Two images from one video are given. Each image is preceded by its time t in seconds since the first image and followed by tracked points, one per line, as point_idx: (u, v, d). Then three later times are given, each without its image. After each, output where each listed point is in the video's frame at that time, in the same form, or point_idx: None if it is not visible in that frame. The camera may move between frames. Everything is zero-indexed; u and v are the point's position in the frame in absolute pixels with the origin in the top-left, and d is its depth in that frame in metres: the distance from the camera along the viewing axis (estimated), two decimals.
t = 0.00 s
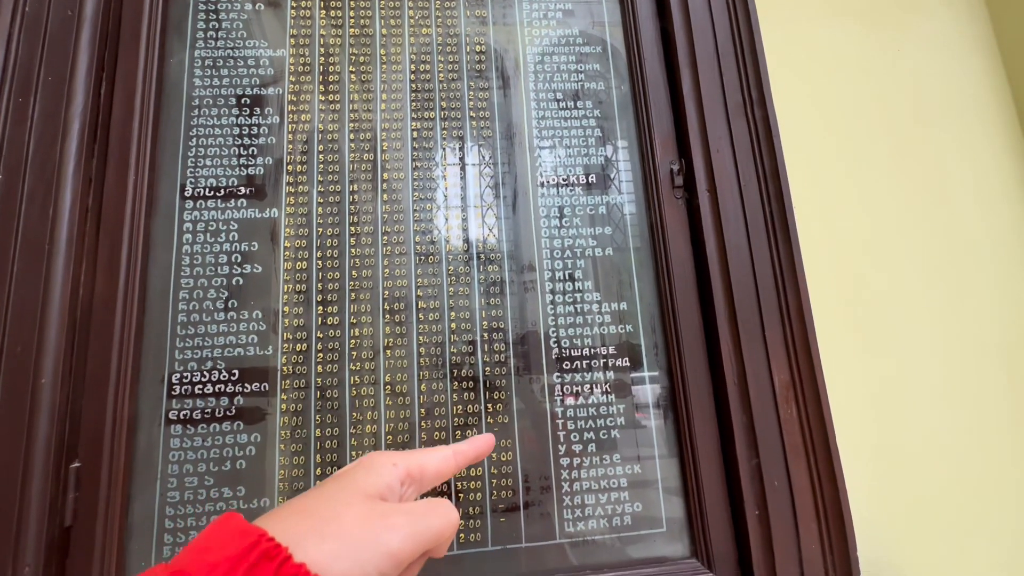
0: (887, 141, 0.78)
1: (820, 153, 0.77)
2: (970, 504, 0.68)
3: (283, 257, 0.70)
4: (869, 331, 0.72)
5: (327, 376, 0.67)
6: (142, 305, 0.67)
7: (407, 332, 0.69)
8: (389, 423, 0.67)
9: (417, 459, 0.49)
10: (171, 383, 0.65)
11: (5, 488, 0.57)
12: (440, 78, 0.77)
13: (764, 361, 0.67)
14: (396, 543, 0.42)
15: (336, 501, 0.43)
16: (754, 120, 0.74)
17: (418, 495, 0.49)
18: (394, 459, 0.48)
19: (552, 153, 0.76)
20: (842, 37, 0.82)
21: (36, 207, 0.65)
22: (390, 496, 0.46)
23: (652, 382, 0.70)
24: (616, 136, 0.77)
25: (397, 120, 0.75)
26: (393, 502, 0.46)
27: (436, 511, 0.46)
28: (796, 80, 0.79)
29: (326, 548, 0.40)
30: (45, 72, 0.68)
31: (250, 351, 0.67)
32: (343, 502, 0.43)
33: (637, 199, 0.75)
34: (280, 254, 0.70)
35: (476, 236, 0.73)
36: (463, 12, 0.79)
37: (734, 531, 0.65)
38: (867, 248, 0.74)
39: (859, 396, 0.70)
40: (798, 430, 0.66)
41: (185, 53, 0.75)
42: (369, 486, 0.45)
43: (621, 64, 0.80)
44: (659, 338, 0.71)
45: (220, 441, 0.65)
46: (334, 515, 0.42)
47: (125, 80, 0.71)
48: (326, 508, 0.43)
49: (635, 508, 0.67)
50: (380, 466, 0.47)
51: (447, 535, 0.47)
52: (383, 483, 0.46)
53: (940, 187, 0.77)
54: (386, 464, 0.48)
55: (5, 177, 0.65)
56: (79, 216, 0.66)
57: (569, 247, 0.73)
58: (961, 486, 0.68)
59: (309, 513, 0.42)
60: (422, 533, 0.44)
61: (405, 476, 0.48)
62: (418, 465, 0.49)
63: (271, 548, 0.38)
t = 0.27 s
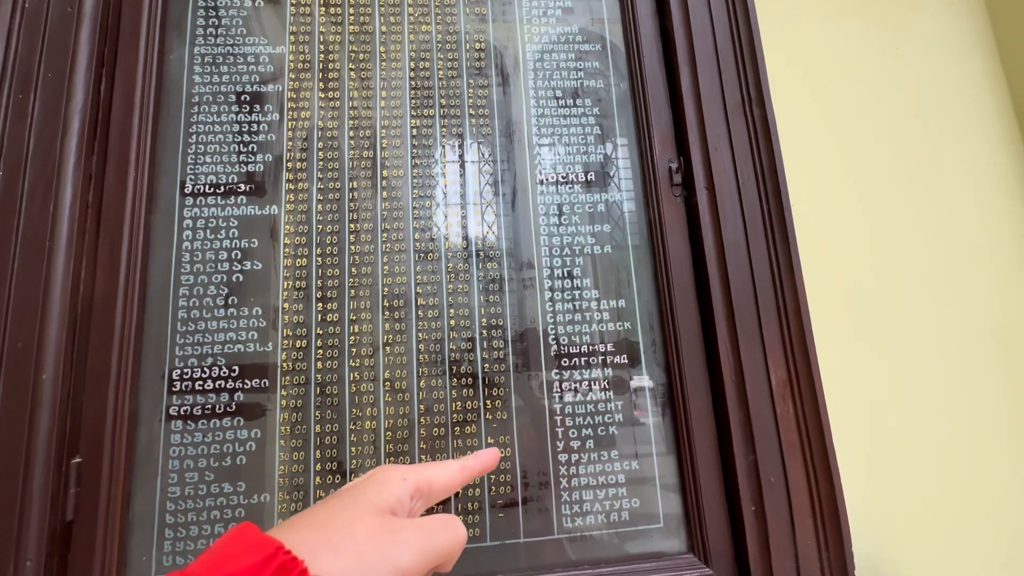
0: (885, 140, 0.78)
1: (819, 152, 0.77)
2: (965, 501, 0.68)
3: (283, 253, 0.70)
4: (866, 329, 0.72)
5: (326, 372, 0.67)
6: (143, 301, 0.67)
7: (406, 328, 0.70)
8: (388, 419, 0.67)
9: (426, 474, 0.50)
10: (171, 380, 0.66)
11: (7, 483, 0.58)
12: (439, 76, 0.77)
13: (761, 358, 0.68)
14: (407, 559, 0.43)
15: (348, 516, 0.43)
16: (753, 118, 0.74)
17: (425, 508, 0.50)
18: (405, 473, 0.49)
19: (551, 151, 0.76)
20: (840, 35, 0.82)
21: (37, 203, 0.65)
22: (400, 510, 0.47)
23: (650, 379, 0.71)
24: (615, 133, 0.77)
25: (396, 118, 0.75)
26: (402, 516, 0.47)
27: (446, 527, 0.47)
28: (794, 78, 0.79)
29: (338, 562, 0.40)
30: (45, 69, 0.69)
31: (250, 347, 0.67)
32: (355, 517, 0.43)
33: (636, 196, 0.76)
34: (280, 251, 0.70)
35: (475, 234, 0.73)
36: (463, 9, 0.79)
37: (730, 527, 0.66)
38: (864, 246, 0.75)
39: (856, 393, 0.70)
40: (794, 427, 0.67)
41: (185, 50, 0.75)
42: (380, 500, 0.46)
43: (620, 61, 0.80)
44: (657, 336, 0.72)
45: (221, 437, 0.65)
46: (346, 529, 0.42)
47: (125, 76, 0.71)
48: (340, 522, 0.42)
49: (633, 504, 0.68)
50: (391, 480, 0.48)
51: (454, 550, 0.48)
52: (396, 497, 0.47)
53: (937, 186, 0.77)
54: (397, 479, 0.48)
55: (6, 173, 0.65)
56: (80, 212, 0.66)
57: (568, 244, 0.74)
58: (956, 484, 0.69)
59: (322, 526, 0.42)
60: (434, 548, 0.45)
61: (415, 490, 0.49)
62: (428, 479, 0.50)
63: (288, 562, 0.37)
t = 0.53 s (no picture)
0: (884, 139, 0.78)
1: (818, 150, 0.77)
2: (962, 498, 0.69)
3: (283, 250, 0.70)
4: (864, 328, 0.72)
5: (325, 369, 0.68)
6: (142, 297, 0.67)
7: (405, 325, 0.70)
8: (387, 416, 0.67)
9: (417, 473, 0.49)
10: (171, 376, 0.66)
11: (8, 478, 0.58)
12: (439, 73, 0.77)
13: (759, 356, 0.68)
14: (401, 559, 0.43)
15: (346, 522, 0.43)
16: (752, 116, 0.75)
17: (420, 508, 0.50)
18: (398, 475, 0.49)
19: (550, 149, 0.76)
20: (840, 34, 0.82)
21: (36, 199, 0.65)
22: (396, 511, 0.47)
23: (648, 377, 0.71)
24: (614, 132, 0.77)
25: (396, 115, 0.75)
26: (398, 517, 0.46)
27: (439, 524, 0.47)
28: (794, 77, 0.79)
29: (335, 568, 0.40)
30: (44, 65, 0.68)
31: (250, 344, 0.67)
32: (351, 522, 0.43)
33: (635, 195, 0.76)
34: (279, 248, 0.70)
35: (475, 231, 0.73)
36: (462, 6, 0.79)
37: (728, 524, 0.66)
38: (862, 245, 0.75)
39: (853, 391, 0.71)
40: (792, 425, 0.67)
41: (184, 46, 0.75)
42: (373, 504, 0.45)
43: (620, 59, 0.80)
44: (655, 334, 0.72)
45: (220, 433, 0.65)
46: (342, 535, 0.42)
47: (125, 73, 0.71)
48: (338, 527, 0.42)
49: (631, 501, 0.68)
50: (385, 483, 0.47)
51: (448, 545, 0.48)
52: (391, 498, 0.47)
53: (936, 185, 0.77)
54: (392, 481, 0.48)
55: (5, 169, 0.65)
56: (79, 209, 0.66)
57: (567, 242, 0.74)
58: (953, 481, 0.69)
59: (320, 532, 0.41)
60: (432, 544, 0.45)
61: (411, 491, 0.48)
62: (418, 477, 0.49)
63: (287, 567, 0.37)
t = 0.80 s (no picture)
0: (885, 138, 0.78)
1: (819, 149, 0.77)
2: (961, 498, 0.69)
3: (282, 248, 0.70)
4: (864, 327, 0.72)
5: (325, 367, 0.68)
6: (142, 294, 0.67)
7: (405, 324, 0.70)
8: (386, 415, 0.67)
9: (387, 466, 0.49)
10: (170, 374, 0.66)
11: (7, 475, 0.58)
12: (439, 71, 0.77)
13: (759, 355, 0.68)
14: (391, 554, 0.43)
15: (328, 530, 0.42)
16: (753, 115, 0.74)
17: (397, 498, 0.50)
18: (372, 472, 0.48)
19: (551, 147, 0.76)
20: (842, 33, 0.81)
21: (36, 196, 0.65)
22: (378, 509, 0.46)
23: (647, 376, 0.71)
24: (615, 130, 0.77)
25: (396, 113, 0.75)
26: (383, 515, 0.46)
27: (420, 515, 0.47)
28: (795, 76, 0.79)
29: None
30: (43, 61, 0.68)
31: (249, 341, 0.67)
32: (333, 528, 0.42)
33: (635, 193, 0.76)
34: (279, 246, 0.70)
35: (474, 229, 0.73)
36: (463, 4, 0.79)
37: (727, 523, 0.66)
38: (862, 245, 0.75)
39: (853, 391, 0.70)
40: (791, 424, 0.67)
41: (184, 43, 0.75)
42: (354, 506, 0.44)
43: (620, 57, 0.80)
44: (655, 333, 0.72)
45: (219, 431, 0.65)
46: (329, 543, 0.41)
47: (125, 70, 0.71)
48: (322, 535, 0.41)
49: (630, 500, 0.68)
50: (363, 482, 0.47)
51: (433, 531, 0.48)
52: (373, 497, 0.46)
53: (937, 185, 0.77)
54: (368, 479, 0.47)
55: (5, 166, 0.65)
56: (79, 206, 0.66)
57: (567, 240, 0.74)
58: (952, 481, 0.69)
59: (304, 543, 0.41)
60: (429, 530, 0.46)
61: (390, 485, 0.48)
62: (388, 469, 0.48)
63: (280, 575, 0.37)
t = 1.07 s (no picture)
0: (888, 135, 0.78)
1: (821, 147, 0.77)
2: (964, 497, 0.68)
3: (281, 244, 0.70)
4: (866, 326, 0.72)
5: (323, 364, 0.67)
6: (140, 290, 0.67)
7: (404, 320, 0.69)
8: (385, 411, 0.67)
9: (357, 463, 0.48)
10: (168, 369, 0.66)
11: (4, 470, 0.58)
12: (439, 66, 0.76)
13: (759, 353, 0.68)
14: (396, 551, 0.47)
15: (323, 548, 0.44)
16: (754, 111, 0.74)
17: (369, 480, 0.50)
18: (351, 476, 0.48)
19: (551, 144, 0.76)
20: (845, 30, 0.81)
21: (33, 190, 0.64)
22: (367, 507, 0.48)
23: (647, 373, 0.70)
24: (616, 126, 0.77)
25: (396, 108, 0.75)
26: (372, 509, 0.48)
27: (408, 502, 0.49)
28: (798, 73, 0.79)
29: None
30: (41, 55, 0.68)
31: (248, 337, 0.67)
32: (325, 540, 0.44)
33: (636, 190, 0.75)
34: (278, 242, 0.70)
35: (474, 226, 0.72)
36: None
37: (727, 521, 0.66)
38: (865, 243, 0.74)
39: (855, 390, 0.70)
40: (792, 422, 0.66)
41: (183, 37, 0.74)
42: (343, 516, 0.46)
43: (622, 53, 0.79)
44: (655, 330, 0.71)
45: (218, 427, 0.65)
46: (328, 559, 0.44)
47: (123, 64, 0.71)
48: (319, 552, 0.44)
49: (630, 498, 0.68)
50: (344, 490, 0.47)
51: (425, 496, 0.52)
52: (360, 489, 0.48)
53: (941, 183, 0.77)
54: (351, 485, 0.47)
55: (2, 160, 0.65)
56: (77, 201, 0.66)
57: (568, 237, 0.73)
58: (954, 480, 0.69)
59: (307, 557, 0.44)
60: (427, 500, 0.51)
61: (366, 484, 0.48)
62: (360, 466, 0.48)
63: None
